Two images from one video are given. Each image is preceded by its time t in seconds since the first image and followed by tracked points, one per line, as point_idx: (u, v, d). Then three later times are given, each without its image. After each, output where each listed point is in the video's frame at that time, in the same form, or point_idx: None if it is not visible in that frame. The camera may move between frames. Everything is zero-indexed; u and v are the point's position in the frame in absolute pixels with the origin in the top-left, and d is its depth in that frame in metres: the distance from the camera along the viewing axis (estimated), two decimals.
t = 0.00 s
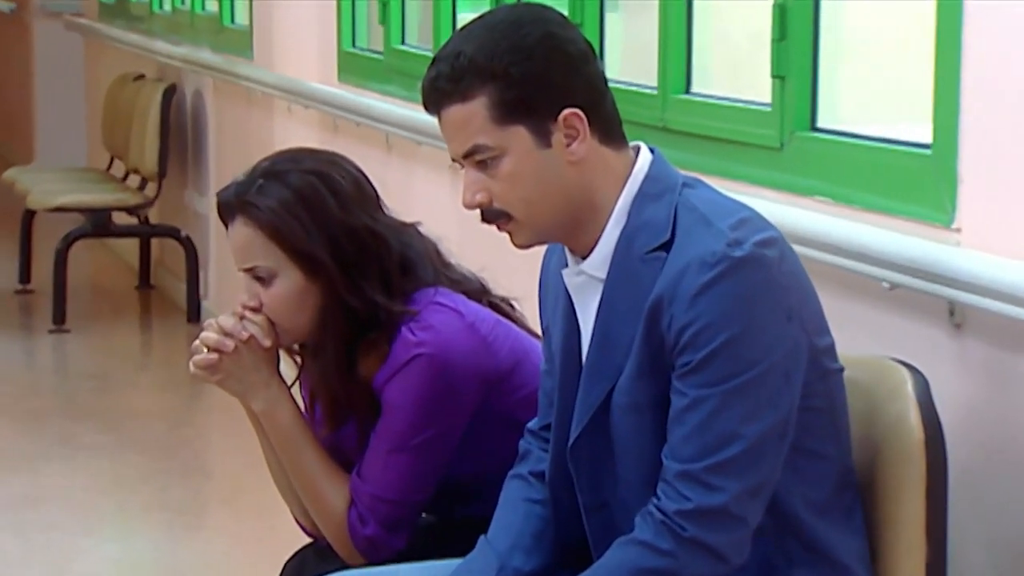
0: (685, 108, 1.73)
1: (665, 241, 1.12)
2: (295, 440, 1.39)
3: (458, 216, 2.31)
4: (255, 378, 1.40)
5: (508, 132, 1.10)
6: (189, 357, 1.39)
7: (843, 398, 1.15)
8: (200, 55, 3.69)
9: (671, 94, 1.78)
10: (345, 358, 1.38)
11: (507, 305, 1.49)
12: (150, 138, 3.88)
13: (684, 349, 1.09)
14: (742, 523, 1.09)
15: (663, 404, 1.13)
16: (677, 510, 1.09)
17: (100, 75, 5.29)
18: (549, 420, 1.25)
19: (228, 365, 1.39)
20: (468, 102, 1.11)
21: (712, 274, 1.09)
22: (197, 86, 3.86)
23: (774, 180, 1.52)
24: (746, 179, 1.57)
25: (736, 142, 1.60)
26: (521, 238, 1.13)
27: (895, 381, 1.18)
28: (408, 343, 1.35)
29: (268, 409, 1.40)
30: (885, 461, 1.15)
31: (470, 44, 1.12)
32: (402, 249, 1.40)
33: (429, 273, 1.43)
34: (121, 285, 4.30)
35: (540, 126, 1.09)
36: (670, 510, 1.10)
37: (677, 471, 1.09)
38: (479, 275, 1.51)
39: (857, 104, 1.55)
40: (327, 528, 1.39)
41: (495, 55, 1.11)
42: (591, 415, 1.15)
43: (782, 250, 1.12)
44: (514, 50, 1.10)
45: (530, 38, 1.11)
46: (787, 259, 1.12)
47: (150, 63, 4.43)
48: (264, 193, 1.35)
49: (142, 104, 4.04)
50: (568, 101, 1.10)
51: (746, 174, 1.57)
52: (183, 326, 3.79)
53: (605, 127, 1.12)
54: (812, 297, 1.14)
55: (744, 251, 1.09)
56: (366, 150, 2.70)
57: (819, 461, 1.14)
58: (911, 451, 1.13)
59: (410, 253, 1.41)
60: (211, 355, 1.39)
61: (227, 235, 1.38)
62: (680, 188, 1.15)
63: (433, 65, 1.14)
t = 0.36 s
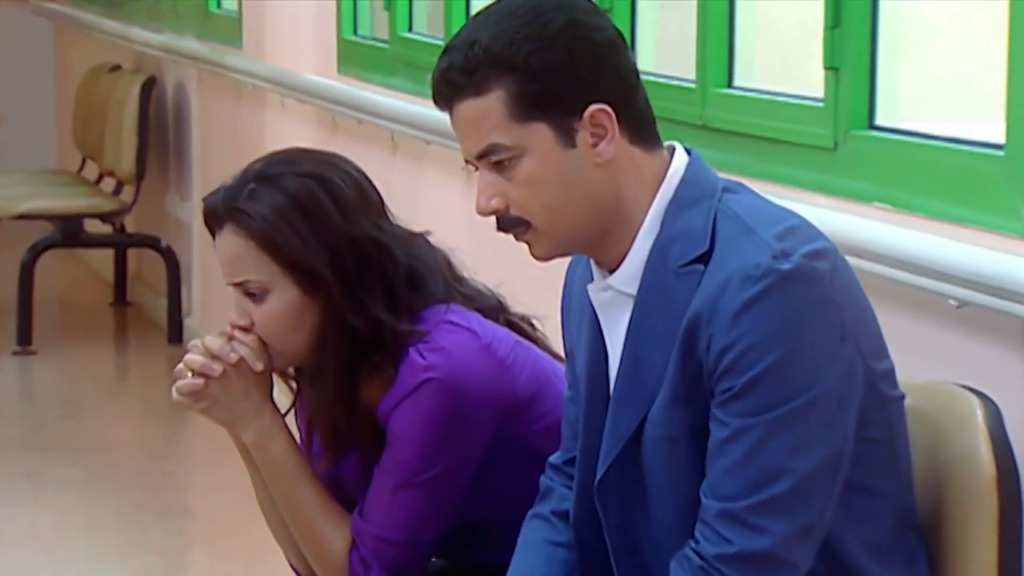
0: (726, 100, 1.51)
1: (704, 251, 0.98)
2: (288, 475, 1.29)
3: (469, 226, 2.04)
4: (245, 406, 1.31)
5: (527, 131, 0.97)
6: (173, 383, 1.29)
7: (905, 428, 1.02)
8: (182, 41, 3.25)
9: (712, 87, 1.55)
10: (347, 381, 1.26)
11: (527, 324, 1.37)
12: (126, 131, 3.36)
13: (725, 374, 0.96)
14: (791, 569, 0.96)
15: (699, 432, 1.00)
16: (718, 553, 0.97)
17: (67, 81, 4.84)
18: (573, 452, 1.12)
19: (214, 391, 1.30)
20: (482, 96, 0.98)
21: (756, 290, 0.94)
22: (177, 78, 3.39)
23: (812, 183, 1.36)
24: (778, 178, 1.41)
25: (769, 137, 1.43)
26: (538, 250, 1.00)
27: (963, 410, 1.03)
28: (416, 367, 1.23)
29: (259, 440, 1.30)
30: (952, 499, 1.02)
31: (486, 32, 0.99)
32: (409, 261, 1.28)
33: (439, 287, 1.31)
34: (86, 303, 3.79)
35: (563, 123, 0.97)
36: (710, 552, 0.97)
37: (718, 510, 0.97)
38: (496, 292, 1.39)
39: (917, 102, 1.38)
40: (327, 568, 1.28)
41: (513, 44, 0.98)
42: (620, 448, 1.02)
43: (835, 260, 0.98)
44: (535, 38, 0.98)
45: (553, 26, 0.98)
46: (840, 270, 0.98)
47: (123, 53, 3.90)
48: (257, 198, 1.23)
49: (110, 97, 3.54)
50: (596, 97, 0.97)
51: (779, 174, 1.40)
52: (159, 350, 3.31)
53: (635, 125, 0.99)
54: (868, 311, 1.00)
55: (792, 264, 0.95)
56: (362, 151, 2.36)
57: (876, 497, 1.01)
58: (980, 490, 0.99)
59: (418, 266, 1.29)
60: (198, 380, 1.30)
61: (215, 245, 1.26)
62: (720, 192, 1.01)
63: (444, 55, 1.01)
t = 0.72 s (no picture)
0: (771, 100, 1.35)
1: (747, 271, 0.87)
2: (281, 521, 1.20)
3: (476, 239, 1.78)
4: (232, 444, 1.22)
5: (550, 132, 0.86)
6: (151, 419, 1.21)
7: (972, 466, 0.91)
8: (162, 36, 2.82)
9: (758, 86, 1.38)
10: (343, 415, 1.16)
11: (545, 351, 1.26)
12: (99, 135, 2.95)
13: (770, 408, 0.85)
14: None
15: (742, 473, 0.89)
16: None
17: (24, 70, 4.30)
18: (599, 494, 1.01)
19: (197, 426, 1.21)
20: (500, 91, 0.87)
21: (804, 314, 0.83)
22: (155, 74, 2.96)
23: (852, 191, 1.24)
24: (819, 188, 1.27)
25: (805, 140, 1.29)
26: (559, 267, 0.89)
27: None
28: (424, 400, 1.12)
29: (247, 482, 1.22)
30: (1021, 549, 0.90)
31: (507, 20, 0.89)
32: (414, 282, 1.17)
33: (448, 310, 1.20)
34: (55, 326, 3.37)
35: (589, 124, 0.86)
36: None
37: (762, 562, 0.86)
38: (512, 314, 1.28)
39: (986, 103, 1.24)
40: None
41: (536, 34, 0.87)
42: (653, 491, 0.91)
43: (896, 281, 0.87)
44: (560, 27, 0.87)
45: (581, 16, 0.87)
46: (900, 291, 0.87)
47: (99, 50, 3.43)
48: (245, 212, 1.13)
49: (82, 97, 3.10)
50: (628, 96, 0.87)
51: (800, 177, 1.29)
52: (134, 379, 2.93)
53: (669, 128, 0.88)
54: (932, 336, 0.89)
55: (844, 285, 0.83)
56: (361, 158, 2.06)
57: (937, 547, 0.89)
58: None
59: (423, 288, 1.18)
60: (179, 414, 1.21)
61: (198, 262, 1.15)
62: (764, 204, 0.89)
63: (458, 46, 0.90)
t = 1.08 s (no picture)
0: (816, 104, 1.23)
1: (792, 295, 0.78)
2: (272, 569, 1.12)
3: (488, 254, 1.63)
4: (217, 485, 1.13)
5: (578, 133, 0.78)
6: (129, 460, 1.11)
7: None
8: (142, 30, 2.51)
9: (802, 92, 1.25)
10: (339, 451, 1.08)
11: (563, 382, 1.17)
12: (68, 146, 2.63)
13: (816, 449, 0.75)
14: None
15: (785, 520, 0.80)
16: None
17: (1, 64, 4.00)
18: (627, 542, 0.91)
19: (178, 467, 1.12)
20: (524, 86, 0.78)
21: (856, 345, 0.74)
22: (132, 77, 2.63)
23: (891, 202, 1.15)
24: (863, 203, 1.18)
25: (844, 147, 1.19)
26: (581, 284, 0.80)
27: None
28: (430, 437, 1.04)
29: (233, 526, 1.13)
30: None
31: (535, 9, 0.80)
32: (418, 308, 1.09)
33: (456, 337, 1.11)
34: (21, 353, 3.05)
35: (620, 125, 0.77)
36: None
37: None
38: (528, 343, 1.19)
39: None
40: None
41: (567, 25, 0.78)
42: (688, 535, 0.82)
43: (958, 307, 0.78)
44: (594, 17, 0.78)
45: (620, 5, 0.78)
46: (961, 318, 0.77)
47: (69, 48, 3.07)
48: (231, 229, 1.03)
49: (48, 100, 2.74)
50: (666, 96, 0.78)
51: (843, 191, 1.19)
52: (107, 414, 2.64)
53: (710, 134, 0.78)
54: (997, 368, 0.79)
55: (901, 312, 0.74)
56: (358, 166, 1.89)
57: None
58: None
59: (428, 312, 1.10)
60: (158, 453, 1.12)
61: (179, 285, 1.05)
62: (811, 221, 0.80)
63: (480, 36, 0.81)
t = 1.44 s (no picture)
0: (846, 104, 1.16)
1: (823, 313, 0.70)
2: None
3: (489, 265, 1.55)
4: (191, 522, 1.06)
5: (591, 130, 0.71)
6: (95, 494, 1.06)
7: None
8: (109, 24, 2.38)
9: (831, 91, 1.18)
10: (326, 482, 1.01)
11: (570, 411, 1.10)
12: (29, 148, 2.48)
13: (849, 484, 0.68)
14: None
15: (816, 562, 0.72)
16: None
17: None
18: None
19: (148, 501, 1.06)
20: (534, 77, 0.71)
21: (891, 369, 0.67)
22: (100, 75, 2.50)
23: (924, 210, 1.08)
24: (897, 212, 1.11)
25: (878, 152, 1.12)
26: (587, 297, 0.72)
27: None
28: (424, 468, 0.97)
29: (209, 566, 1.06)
30: None
31: None
32: (411, 327, 1.02)
33: (453, 359, 1.04)
34: None
35: (638, 123, 0.70)
36: None
37: None
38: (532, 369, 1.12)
39: None
40: None
41: (583, 12, 0.71)
42: None
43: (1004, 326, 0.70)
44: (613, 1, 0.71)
45: None
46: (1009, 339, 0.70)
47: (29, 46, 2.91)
48: (207, 242, 0.96)
49: (8, 98, 2.59)
50: (690, 93, 0.71)
51: (874, 199, 1.12)
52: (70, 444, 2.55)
53: (737, 138, 0.72)
54: None
55: (941, 332, 0.67)
56: (345, 175, 1.82)
57: None
58: None
59: (422, 332, 1.03)
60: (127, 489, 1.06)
61: (150, 303, 0.98)
62: (844, 232, 0.73)
63: (489, 22, 0.75)
